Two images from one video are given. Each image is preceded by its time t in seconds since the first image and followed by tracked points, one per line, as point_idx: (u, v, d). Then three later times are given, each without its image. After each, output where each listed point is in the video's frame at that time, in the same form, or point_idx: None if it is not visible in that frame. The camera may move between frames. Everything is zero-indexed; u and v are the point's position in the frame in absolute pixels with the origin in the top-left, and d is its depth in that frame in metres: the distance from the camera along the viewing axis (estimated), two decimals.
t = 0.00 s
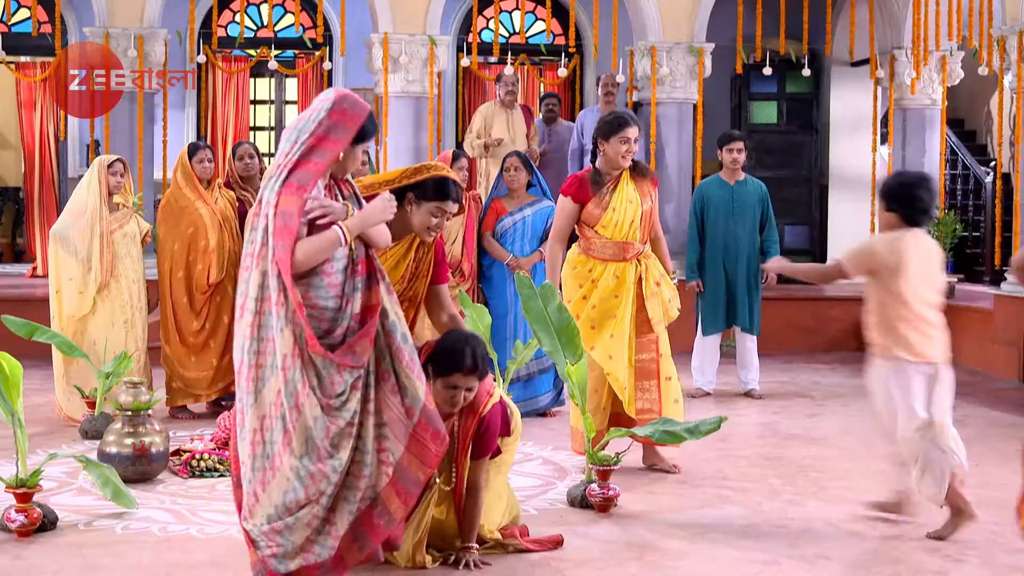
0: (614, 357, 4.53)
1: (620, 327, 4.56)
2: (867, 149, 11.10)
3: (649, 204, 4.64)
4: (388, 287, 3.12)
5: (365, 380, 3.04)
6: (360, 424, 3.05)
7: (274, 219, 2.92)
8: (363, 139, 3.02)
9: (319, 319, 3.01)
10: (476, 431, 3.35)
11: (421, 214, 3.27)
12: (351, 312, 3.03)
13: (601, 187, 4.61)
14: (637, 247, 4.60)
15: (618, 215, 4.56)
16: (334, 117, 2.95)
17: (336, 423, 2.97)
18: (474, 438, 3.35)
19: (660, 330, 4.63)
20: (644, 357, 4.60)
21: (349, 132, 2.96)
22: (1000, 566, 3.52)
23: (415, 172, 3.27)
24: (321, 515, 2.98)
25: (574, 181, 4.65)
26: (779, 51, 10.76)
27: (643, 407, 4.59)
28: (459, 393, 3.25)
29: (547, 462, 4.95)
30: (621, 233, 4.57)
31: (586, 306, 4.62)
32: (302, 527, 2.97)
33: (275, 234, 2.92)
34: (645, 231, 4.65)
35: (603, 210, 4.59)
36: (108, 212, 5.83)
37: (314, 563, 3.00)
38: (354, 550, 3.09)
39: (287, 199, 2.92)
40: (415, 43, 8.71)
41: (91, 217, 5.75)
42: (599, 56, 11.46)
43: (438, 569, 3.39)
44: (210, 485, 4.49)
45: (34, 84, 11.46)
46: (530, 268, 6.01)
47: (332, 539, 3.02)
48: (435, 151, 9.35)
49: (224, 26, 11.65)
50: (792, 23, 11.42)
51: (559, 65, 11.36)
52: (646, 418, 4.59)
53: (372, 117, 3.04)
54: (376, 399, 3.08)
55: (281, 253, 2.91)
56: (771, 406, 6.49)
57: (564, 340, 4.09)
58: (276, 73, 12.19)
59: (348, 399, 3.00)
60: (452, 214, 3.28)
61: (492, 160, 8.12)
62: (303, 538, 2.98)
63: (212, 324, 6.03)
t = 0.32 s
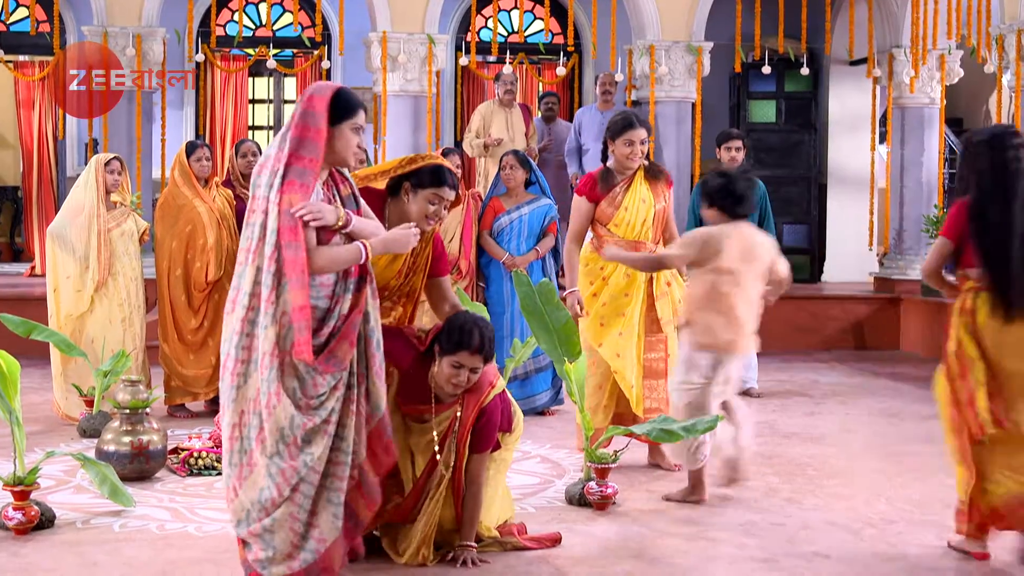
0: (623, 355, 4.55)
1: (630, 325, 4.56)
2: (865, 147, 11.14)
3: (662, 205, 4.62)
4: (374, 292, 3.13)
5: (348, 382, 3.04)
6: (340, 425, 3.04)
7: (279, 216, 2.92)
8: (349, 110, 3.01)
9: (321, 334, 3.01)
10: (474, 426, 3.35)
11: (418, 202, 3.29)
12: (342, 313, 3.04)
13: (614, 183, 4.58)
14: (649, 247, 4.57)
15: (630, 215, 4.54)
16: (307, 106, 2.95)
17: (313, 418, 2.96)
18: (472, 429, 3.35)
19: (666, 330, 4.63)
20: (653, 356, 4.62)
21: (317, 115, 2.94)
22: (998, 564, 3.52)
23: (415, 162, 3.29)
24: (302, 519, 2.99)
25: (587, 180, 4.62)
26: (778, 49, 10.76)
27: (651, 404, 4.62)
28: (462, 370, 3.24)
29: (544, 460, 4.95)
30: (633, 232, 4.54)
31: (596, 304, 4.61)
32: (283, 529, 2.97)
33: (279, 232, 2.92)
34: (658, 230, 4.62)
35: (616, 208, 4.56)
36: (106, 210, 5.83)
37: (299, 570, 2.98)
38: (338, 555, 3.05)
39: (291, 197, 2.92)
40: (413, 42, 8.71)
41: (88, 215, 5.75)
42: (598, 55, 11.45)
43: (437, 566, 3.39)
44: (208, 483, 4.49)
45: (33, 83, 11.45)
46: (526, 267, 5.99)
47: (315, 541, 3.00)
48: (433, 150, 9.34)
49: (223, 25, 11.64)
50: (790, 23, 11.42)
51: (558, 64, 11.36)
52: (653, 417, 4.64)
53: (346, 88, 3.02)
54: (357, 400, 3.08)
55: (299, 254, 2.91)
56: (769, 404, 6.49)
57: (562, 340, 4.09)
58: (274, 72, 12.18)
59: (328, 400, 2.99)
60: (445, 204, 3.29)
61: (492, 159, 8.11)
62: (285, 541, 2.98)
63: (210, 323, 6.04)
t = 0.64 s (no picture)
0: (631, 354, 4.53)
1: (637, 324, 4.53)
2: (861, 146, 11.14)
3: (676, 207, 4.65)
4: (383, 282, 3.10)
5: (355, 370, 3.03)
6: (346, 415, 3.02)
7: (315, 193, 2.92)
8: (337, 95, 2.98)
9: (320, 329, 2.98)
10: (485, 415, 3.34)
11: (432, 199, 3.31)
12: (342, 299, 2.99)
13: (630, 180, 4.66)
14: (658, 245, 4.61)
15: (639, 213, 4.58)
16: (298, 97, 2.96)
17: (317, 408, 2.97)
18: (483, 416, 3.34)
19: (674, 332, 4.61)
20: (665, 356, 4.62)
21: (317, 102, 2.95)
22: (993, 561, 3.52)
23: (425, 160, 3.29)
24: (306, 507, 2.98)
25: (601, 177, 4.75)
26: (774, 48, 10.77)
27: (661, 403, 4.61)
28: (480, 358, 3.24)
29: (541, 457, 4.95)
30: (641, 230, 4.59)
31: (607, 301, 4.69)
32: (286, 516, 2.96)
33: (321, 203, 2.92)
34: (669, 231, 4.67)
35: (628, 204, 4.62)
36: (101, 208, 5.82)
37: (294, 553, 2.96)
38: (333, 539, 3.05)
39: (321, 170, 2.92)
40: (409, 41, 8.70)
41: (83, 213, 5.74)
42: (595, 53, 11.45)
43: (429, 561, 3.41)
44: (204, 481, 4.48)
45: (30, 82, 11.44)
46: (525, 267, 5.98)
47: (312, 526, 2.98)
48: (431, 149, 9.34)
49: (218, 24, 11.61)
50: (787, 21, 11.43)
51: (555, 63, 11.36)
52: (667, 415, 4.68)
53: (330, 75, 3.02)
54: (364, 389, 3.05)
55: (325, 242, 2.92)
56: (765, 403, 6.49)
57: (559, 335, 4.09)
58: (271, 72, 12.18)
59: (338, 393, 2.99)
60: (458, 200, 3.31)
61: (489, 158, 8.10)
62: (287, 526, 2.96)
63: (207, 321, 6.04)
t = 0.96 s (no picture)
0: (615, 350, 4.55)
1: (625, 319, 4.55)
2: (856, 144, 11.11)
3: (659, 204, 4.56)
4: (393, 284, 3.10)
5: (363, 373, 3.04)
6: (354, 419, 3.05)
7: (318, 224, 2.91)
8: (346, 96, 2.96)
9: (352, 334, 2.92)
10: (477, 406, 3.35)
11: (451, 204, 3.34)
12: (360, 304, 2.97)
13: (615, 179, 4.61)
14: (643, 243, 4.56)
15: (621, 209, 4.55)
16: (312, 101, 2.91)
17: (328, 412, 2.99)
18: (473, 413, 3.36)
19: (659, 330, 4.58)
20: (655, 354, 4.59)
21: (329, 108, 2.90)
22: (989, 560, 3.52)
23: (435, 166, 3.34)
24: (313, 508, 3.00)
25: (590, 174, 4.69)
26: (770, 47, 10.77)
27: (655, 391, 4.59)
28: (477, 356, 3.27)
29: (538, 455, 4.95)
30: (625, 225, 4.55)
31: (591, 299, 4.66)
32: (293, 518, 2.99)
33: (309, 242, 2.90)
34: (655, 228, 4.60)
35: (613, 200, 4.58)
36: (96, 206, 5.81)
37: (295, 555, 3.00)
38: (339, 539, 3.08)
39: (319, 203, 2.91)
40: (405, 39, 8.68)
41: (78, 211, 5.73)
42: (591, 51, 11.43)
43: (423, 559, 3.39)
44: (199, 480, 4.47)
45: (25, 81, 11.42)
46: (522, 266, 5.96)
47: (317, 530, 3.02)
48: (427, 147, 9.33)
49: (214, 22, 11.58)
50: (782, 20, 11.42)
51: (551, 62, 11.36)
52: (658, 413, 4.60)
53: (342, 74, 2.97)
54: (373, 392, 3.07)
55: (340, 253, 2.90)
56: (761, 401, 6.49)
57: (552, 334, 4.08)
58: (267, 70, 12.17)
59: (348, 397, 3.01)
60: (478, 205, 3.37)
61: (484, 157, 8.09)
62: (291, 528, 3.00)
63: (203, 319, 6.03)
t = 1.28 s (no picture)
0: (602, 347, 4.60)
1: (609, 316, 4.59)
2: (852, 144, 11.04)
3: (649, 201, 4.52)
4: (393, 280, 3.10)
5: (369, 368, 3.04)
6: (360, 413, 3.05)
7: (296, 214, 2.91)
8: (342, 92, 2.96)
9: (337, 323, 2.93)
10: (451, 393, 3.39)
11: (454, 213, 3.37)
12: (365, 297, 2.98)
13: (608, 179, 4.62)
14: (640, 247, 4.56)
15: (610, 211, 4.56)
16: (307, 98, 2.92)
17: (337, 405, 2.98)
18: (447, 396, 3.39)
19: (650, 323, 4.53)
20: (645, 355, 4.58)
21: (319, 104, 2.91)
22: (984, 559, 3.52)
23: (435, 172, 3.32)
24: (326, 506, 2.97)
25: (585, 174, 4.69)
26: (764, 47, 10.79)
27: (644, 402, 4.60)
28: (449, 344, 3.35)
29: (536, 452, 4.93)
30: (615, 226, 4.55)
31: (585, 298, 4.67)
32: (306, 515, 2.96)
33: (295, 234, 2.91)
34: (654, 229, 4.57)
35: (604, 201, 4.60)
36: (90, 206, 5.80)
37: (306, 550, 2.99)
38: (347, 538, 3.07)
39: (313, 189, 2.90)
40: (400, 38, 8.69)
41: (72, 210, 5.73)
42: (586, 51, 11.43)
43: (418, 560, 3.39)
44: (193, 479, 4.47)
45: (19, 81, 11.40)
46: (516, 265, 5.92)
47: (325, 526, 3.01)
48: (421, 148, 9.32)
49: (208, 22, 11.58)
50: (776, 19, 11.43)
51: (545, 62, 11.36)
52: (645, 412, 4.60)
53: (337, 70, 2.98)
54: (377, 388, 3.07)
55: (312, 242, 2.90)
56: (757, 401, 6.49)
57: (547, 333, 4.10)
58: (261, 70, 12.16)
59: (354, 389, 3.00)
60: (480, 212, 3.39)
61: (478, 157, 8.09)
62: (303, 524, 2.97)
63: (197, 319, 6.03)
